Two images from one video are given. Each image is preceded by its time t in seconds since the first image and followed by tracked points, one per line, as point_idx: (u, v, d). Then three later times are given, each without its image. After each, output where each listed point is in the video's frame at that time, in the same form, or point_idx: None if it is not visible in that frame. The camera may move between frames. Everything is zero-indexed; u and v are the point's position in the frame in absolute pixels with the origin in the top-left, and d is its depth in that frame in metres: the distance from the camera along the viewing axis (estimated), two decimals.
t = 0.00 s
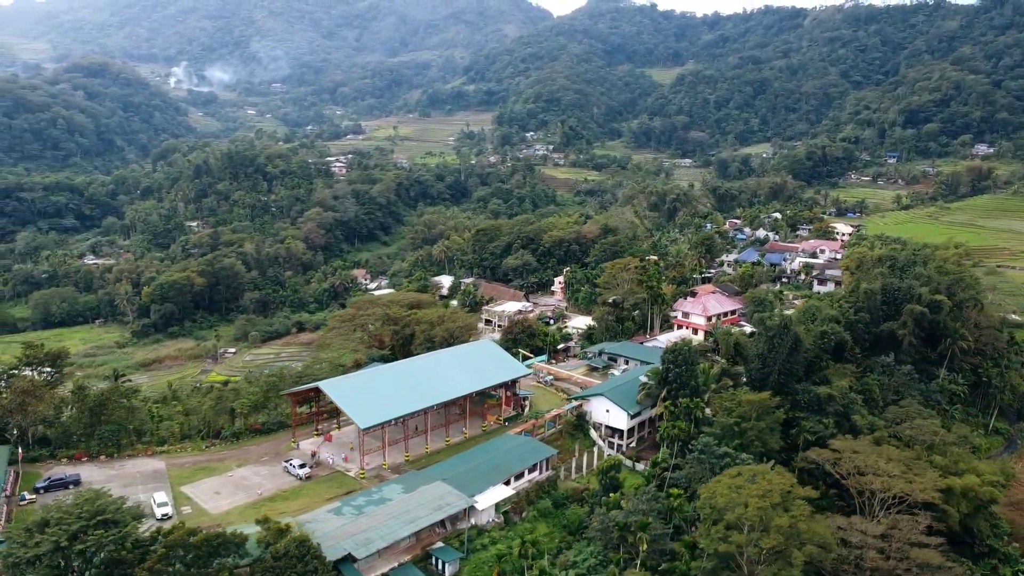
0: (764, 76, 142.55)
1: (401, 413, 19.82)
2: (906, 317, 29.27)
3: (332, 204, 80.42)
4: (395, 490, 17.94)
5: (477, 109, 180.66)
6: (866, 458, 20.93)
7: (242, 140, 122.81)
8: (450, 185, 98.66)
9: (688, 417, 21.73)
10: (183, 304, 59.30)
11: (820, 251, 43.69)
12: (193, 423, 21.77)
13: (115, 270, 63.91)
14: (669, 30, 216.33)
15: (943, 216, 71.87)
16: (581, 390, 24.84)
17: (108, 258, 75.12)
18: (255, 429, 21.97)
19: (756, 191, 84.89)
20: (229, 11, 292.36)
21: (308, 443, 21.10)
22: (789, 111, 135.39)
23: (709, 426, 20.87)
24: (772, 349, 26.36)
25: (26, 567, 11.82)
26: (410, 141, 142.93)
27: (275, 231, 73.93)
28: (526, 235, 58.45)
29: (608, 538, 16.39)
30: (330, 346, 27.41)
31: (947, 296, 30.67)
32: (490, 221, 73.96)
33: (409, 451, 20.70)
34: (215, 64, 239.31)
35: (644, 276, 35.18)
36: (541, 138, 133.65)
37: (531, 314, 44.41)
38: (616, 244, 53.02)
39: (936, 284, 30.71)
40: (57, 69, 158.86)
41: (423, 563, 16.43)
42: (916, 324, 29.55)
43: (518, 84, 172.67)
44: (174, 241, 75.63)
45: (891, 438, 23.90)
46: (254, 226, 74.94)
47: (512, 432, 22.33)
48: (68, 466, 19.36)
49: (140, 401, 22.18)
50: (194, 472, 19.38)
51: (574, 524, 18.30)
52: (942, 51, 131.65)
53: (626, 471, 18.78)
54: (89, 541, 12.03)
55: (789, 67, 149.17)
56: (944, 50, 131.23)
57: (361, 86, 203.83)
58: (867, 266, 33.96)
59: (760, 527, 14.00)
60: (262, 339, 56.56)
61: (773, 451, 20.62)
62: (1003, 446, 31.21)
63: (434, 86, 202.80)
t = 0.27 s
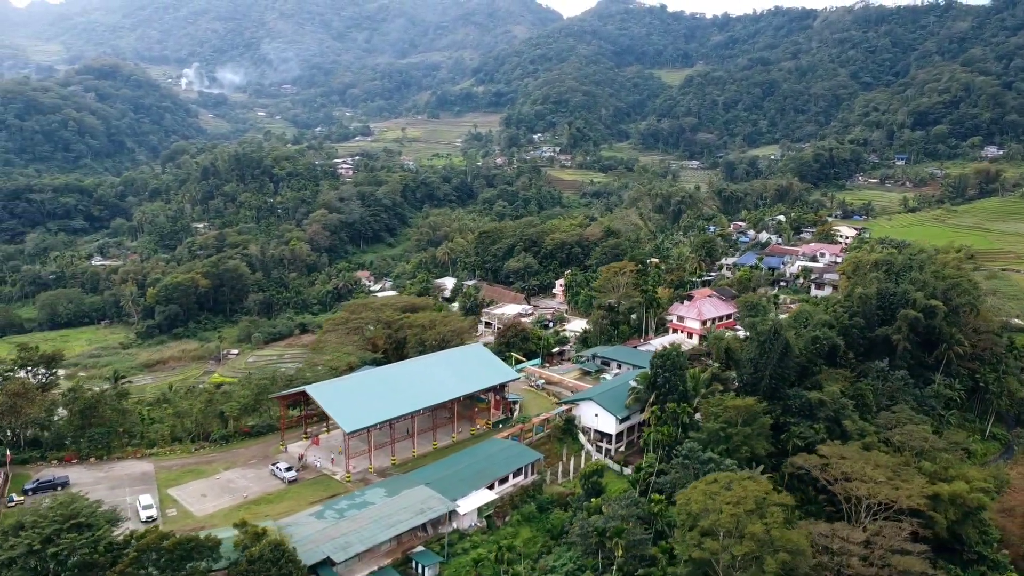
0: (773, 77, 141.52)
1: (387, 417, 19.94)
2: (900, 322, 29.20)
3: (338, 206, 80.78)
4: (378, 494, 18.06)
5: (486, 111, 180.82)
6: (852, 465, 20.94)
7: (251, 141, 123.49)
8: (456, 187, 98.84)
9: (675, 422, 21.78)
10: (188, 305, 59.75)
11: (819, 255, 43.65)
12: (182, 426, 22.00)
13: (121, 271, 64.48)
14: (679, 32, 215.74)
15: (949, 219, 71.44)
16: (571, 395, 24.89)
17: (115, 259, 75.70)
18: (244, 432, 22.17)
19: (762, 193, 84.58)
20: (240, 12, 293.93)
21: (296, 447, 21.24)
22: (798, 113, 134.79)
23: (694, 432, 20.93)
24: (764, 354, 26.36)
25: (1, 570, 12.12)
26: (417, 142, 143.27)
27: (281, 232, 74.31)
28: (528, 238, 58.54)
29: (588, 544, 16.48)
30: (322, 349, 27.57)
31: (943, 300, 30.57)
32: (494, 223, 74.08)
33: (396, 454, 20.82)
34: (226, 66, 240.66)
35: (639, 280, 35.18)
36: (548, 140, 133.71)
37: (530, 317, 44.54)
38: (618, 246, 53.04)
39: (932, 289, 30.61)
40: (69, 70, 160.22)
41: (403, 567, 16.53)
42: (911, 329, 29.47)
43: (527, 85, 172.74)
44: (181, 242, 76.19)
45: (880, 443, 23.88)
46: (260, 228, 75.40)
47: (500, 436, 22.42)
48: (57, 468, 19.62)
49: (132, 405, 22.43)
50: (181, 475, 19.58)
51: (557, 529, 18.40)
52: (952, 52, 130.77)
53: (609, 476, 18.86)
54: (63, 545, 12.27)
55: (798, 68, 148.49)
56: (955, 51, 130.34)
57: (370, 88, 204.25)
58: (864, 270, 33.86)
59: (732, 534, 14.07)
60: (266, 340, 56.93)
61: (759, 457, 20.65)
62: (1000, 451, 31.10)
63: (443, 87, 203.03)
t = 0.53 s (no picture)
0: (777, 79, 140.71)
1: (369, 420, 20.06)
2: (890, 326, 29.20)
3: (338, 208, 81.01)
4: (357, 497, 18.19)
5: (490, 112, 180.92)
6: (834, 470, 21.02)
7: (254, 143, 123.84)
8: (458, 188, 98.92)
9: (658, 426, 21.88)
10: (187, 307, 60.04)
11: (814, 258, 43.65)
12: (167, 429, 22.17)
13: (122, 273, 64.89)
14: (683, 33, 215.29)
15: (950, 221, 71.20)
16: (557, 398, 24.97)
17: (116, 260, 76.05)
18: (228, 435, 22.36)
19: (763, 195, 84.43)
20: (247, 14, 294.96)
21: (280, 450, 21.38)
22: (802, 114, 134.37)
23: (676, 437, 21.05)
24: (751, 359, 26.45)
25: None
26: (421, 144, 143.48)
27: (281, 234, 74.56)
28: (526, 240, 58.66)
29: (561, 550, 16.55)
30: (311, 352, 27.72)
31: (933, 305, 30.59)
32: (493, 225, 74.18)
33: (378, 458, 20.93)
34: (231, 67, 241.42)
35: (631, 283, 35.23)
36: (550, 141, 133.74)
37: (525, 320, 44.70)
38: (615, 248, 53.01)
39: (922, 293, 30.60)
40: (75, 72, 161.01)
41: (379, 571, 16.63)
42: (900, 333, 29.51)
43: (530, 86, 172.78)
44: (182, 244, 76.55)
45: (865, 448, 23.92)
46: (261, 230, 75.69)
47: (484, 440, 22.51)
48: (41, 471, 19.79)
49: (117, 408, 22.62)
50: (163, 477, 19.72)
51: (536, 533, 18.51)
52: (957, 53, 130.29)
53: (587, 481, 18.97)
54: (31, 548, 12.55)
55: (802, 70, 147.84)
56: (960, 52, 129.86)
57: (375, 89, 204.51)
58: (856, 274, 33.91)
59: (700, 540, 14.15)
60: (264, 341, 57.20)
61: (740, 462, 20.74)
62: (990, 455, 31.06)
63: (447, 88, 203.01)
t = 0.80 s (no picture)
0: (781, 80, 140.02)
1: (350, 424, 20.18)
2: (879, 330, 29.14)
3: (339, 209, 81.21)
4: (336, 501, 18.30)
5: (494, 113, 180.99)
6: (815, 475, 21.08)
7: (257, 144, 124.20)
8: (460, 190, 99.02)
9: (641, 431, 21.93)
10: (187, 308, 60.31)
11: (808, 260, 43.62)
12: (152, 432, 22.33)
13: (123, 274, 65.31)
14: (688, 34, 214.73)
15: (951, 224, 70.94)
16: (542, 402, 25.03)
17: (118, 261, 76.46)
18: (213, 438, 22.55)
19: (764, 197, 84.24)
20: (252, 15, 295.80)
21: (264, 453, 21.51)
22: (805, 115, 133.82)
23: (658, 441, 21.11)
24: (738, 362, 26.46)
25: None
26: (424, 146, 143.68)
27: (281, 235, 74.78)
28: (524, 242, 58.74)
29: (536, 555, 16.63)
30: (300, 355, 27.85)
31: (923, 309, 30.53)
32: (493, 227, 74.26)
33: (361, 461, 21.04)
34: (237, 68, 242.12)
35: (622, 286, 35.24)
36: (553, 143, 133.83)
37: (519, 323, 44.84)
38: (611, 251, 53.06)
39: (912, 297, 30.52)
40: (81, 73, 161.87)
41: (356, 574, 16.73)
42: (889, 337, 29.49)
43: (533, 87, 172.78)
44: (183, 245, 76.87)
45: (850, 452, 23.90)
46: (261, 231, 75.94)
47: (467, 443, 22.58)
48: (26, 474, 19.96)
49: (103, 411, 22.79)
50: (146, 480, 19.88)
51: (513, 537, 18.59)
52: (962, 54, 129.70)
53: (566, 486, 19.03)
54: None
55: (806, 71, 146.91)
56: (964, 53, 129.26)
57: (379, 91, 204.74)
58: (847, 278, 33.89)
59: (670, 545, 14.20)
60: (263, 343, 57.47)
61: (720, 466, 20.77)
62: (981, 460, 30.95)
63: (451, 89, 202.96)
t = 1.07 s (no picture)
0: (785, 81, 139.39)
1: (331, 428, 20.27)
2: (867, 335, 29.14)
3: (340, 211, 81.39)
4: (313, 504, 18.41)
5: (498, 115, 181.08)
6: (796, 480, 21.14)
7: (261, 146, 124.52)
8: (461, 192, 99.11)
9: (622, 435, 22.04)
10: (186, 310, 60.52)
11: (803, 263, 43.67)
12: (137, 435, 22.51)
13: (123, 276, 65.69)
14: (693, 35, 214.20)
15: (952, 227, 70.64)
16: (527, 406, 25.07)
17: (120, 263, 76.84)
18: (198, 441, 22.66)
19: (765, 198, 84.01)
20: (259, 17, 296.77)
21: (247, 456, 21.64)
22: (809, 117, 133.16)
23: (638, 445, 21.17)
24: (724, 366, 26.51)
25: None
26: (427, 147, 143.89)
27: (281, 237, 75.04)
28: (522, 244, 58.83)
29: (510, 562, 16.70)
30: (287, 357, 27.99)
31: (912, 312, 30.49)
32: (493, 228, 74.32)
33: (342, 465, 21.14)
34: (243, 69, 242.88)
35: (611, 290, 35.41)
36: (556, 144, 133.86)
37: (513, 325, 45.00)
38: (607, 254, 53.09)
39: (901, 301, 30.51)
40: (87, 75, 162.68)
41: None
42: (877, 341, 29.50)
43: (537, 89, 172.75)
44: (185, 246, 77.17)
45: (834, 457, 23.90)
46: (261, 233, 76.20)
47: (450, 447, 22.67)
48: (10, 475, 20.18)
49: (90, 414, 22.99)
50: (128, 483, 20.04)
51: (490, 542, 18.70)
52: (966, 56, 129.07)
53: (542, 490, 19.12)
54: None
55: (810, 73, 145.69)
56: (969, 55, 128.60)
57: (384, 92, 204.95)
58: (837, 281, 33.86)
59: (637, 552, 14.26)
60: (260, 344, 57.68)
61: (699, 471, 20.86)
62: (972, 463, 30.86)
63: (456, 91, 202.99)
